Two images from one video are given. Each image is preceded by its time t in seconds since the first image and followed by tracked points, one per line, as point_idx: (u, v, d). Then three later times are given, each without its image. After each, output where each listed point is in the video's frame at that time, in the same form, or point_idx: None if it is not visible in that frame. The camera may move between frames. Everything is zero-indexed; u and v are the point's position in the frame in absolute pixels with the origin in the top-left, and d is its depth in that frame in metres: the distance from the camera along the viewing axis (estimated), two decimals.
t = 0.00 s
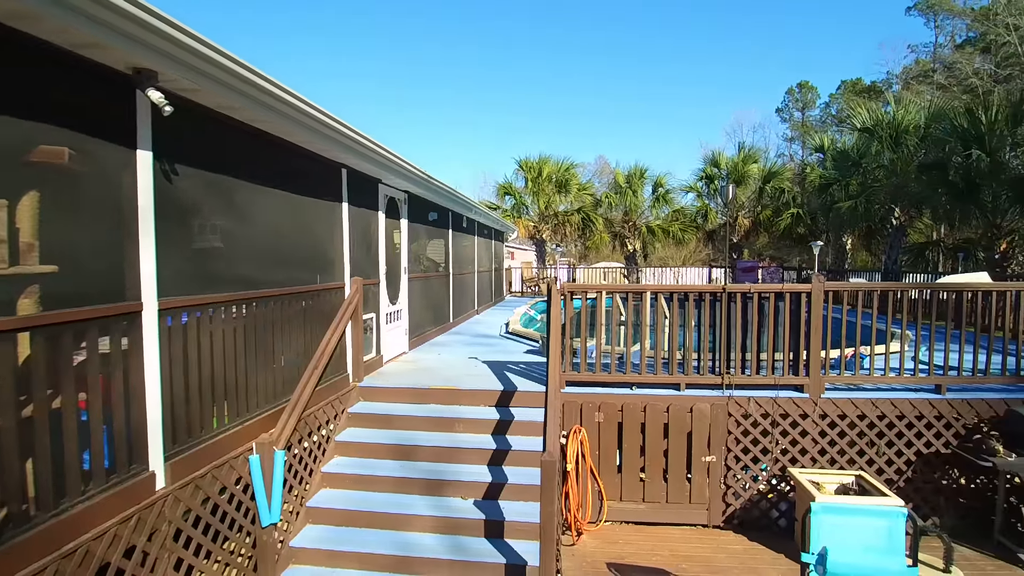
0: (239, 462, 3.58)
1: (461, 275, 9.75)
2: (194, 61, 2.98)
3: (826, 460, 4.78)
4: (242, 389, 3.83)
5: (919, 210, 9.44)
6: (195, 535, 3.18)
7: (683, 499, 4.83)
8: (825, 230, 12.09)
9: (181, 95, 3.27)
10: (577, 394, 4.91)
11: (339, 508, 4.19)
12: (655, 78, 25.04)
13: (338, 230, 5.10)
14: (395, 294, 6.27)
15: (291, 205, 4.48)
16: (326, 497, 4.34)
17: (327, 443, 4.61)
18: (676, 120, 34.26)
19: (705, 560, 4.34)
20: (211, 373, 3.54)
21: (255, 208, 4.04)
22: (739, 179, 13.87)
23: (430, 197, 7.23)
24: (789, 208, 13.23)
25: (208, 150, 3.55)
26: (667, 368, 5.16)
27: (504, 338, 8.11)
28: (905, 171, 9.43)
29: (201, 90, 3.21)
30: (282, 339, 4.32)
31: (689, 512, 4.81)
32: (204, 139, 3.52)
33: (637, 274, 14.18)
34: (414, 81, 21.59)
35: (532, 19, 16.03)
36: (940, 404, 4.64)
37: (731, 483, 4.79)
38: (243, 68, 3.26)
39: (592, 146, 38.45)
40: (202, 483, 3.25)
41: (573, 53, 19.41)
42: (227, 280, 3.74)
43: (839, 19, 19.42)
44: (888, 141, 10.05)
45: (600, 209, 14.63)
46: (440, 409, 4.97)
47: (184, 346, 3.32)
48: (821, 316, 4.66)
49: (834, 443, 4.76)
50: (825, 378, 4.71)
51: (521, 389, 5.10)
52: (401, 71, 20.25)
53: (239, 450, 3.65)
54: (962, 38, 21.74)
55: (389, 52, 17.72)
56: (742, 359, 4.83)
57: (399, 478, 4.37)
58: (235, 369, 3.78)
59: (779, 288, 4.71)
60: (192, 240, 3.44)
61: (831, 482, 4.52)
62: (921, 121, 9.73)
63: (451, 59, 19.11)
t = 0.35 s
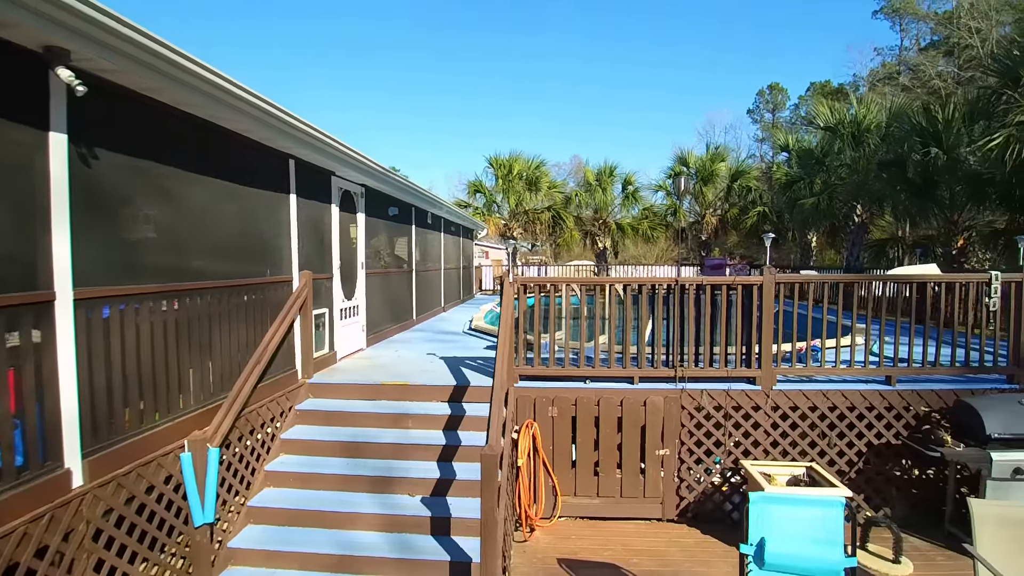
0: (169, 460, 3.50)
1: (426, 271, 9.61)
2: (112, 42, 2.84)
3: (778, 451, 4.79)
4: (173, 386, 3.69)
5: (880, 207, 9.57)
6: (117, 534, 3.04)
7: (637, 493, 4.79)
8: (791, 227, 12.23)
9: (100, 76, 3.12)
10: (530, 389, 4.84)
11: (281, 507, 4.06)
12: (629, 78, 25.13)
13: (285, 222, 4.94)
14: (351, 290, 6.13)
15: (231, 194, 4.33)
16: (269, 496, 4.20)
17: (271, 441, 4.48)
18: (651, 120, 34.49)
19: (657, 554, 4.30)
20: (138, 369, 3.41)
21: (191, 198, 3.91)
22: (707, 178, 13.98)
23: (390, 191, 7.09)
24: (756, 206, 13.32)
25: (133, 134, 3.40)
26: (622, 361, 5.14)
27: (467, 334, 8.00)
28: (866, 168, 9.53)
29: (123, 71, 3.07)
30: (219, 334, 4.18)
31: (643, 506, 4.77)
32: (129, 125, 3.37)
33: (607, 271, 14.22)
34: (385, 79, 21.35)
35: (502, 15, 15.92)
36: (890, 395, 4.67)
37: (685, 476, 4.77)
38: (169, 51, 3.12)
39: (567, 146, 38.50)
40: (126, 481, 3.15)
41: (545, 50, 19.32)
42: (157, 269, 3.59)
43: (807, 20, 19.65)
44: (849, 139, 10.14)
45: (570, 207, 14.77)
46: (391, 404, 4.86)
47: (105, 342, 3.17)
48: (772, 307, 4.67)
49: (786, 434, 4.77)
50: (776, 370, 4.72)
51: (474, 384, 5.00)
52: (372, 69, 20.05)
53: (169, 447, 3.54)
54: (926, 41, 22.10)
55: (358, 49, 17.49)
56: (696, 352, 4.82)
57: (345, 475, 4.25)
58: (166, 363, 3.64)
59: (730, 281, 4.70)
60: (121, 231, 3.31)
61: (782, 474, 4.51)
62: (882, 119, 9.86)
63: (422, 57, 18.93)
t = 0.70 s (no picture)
0: (86, 461, 3.39)
1: (392, 270, 9.47)
2: (21, 32, 2.68)
3: (729, 449, 4.73)
4: (95, 387, 3.53)
5: (845, 205, 9.61)
6: (23, 538, 2.93)
7: (587, 492, 4.71)
8: (761, 226, 12.27)
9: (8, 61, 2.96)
10: (478, 386, 4.75)
11: (213, 510, 3.92)
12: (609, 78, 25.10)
13: (225, 216, 4.79)
14: (303, 287, 5.99)
15: (164, 186, 4.17)
16: (203, 498, 4.06)
17: (207, 442, 4.36)
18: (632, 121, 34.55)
19: (603, 553, 4.23)
20: (54, 368, 3.26)
21: (118, 190, 3.77)
22: (680, 176, 13.97)
23: (348, 187, 6.94)
24: (728, 205, 13.36)
25: (47, 121, 3.26)
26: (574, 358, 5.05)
27: (429, 333, 7.88)
28: (832, 166, 9.48)
29: (36, 59, 2.92)
30: (153, 331, 4.03)
31: (593, 505, 4.70)
32: (42, 113, 3.21)
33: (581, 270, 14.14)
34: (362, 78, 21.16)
35: (474, 11, 15.73)
36: (840, 391, 4.62)
37: (636, 474, 4.70)
38: (87, 41, 2.97)
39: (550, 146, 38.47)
40: (35, 483, 3.04)
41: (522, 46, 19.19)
42: (75, 262, 3.44)
43: (782, 19, 19.69)
44: (816, 139, 10.24)
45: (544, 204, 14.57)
46: (336, 404, 4.74)
47: (13, 341, 3.01)
48: (723, 303, 4.62)
49: (736, 431, 4.71)
50: (726, 366, 4.68)
51: (422, 382, 4.90)
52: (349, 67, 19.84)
53: (88, 447, 3.41)
54: (899, 43, 22.28)
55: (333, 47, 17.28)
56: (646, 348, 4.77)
57: (282, 476, 4.13)
58: (88, 361, 3.49)
59: (681, 276, 4.63)
60: (43, 224, 3.23)
61: (731, 472, 4.50)
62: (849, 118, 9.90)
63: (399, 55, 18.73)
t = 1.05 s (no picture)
0: None
1: (357, 269, 9.34)
2: None
3: (675, 449, 4.63)
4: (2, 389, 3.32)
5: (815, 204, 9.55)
6: None
7: (531, 495, 4.59)
8: (737, 225, 12.21)
9: None
10: (419, 387, 4.63)
11: (132, 516, 3.78)
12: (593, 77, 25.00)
13: (157, 213, 4.62)
14: (250, 286, 5.86)
15: (87, 181, 3.97)
16: (123, 503, 3.92)
17: (132, 445, 4.22)
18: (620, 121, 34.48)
19: (540, 558, 4.11)
20: None
21: (38, 186, 3.59)
22: (657, 175, 13.97)
23: (302, 184, 6.81)
24: (704, 203, 13.31)
25: None
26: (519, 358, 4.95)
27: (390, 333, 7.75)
28: (803, 164, 9.41)
29: None
30: (73, 331, 3.84)
31: (536, 508, 4.57)
32: None
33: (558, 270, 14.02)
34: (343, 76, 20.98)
35: (456, 7, 15.52)
36: (787, 389, 4.53)
37: (580, 475, 4.59)
38: None
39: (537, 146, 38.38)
40: None
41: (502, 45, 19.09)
42: None
43: (764, 18, 19.62)
44: (788, 136, 10.20)
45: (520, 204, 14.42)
46: (271, 405, 4.61)
47: None
48: (667, 300, 4.52)
49: (682, 431, 4.62)
50: (671, 364, 4.58)
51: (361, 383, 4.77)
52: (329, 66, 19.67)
53: None
54: (880, 43, 22.27)
55: (311, 45, 17.10)
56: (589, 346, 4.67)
57: (206, 481, 3.99)
58: None
59: (623, 273, 4.53)
60: None
61: (675, 473, 4.40)
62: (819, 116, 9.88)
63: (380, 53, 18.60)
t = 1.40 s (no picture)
0: None
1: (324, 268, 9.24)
2: None
3: (618, 450, 4.51)
4: None
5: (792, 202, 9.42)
6: None
7: (470, 498, 4.46)
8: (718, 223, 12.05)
9: None
10: (356, 387, 4.51)
11: (45, 519, 3.66)
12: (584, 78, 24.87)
13: (89, 209, 4.44)
14: (196, 282, 5.76)
15: (10, 176, 3.77)
16: (40, 505, 3.79)
17: (55, 445, 4.10)
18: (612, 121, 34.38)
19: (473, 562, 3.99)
20: None
21: None
22: (638, 174, 13.86)
23: (257, 180, 6.70)
24: (685, 202, 13.23)
25: None
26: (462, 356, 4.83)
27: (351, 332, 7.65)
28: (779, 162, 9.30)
29: None
30: None
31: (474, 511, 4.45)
32: None
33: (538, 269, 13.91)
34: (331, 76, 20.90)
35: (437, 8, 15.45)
36: (733, 388, 4.40)
37: (520, 477, 4.46)
38: None
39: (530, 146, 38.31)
40: None
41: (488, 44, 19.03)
42: None
43: (748, 19, 19.37)
44: (765, 134, 10.12)
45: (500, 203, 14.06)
46: (202, 405, 4.50)
47: None
48: (609, 296, 4.40)
49: (626, 431, 4.49)
50: (614, 363, 4.45)
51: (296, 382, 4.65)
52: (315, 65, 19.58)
53: None
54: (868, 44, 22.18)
55: (296, 45, 16.99)
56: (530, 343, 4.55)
57: (127, 483, 3.87)
58: None
59: (563, 268, 4.42)
60: None
61: (616, 474, 4.27)
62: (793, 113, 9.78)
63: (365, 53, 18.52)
